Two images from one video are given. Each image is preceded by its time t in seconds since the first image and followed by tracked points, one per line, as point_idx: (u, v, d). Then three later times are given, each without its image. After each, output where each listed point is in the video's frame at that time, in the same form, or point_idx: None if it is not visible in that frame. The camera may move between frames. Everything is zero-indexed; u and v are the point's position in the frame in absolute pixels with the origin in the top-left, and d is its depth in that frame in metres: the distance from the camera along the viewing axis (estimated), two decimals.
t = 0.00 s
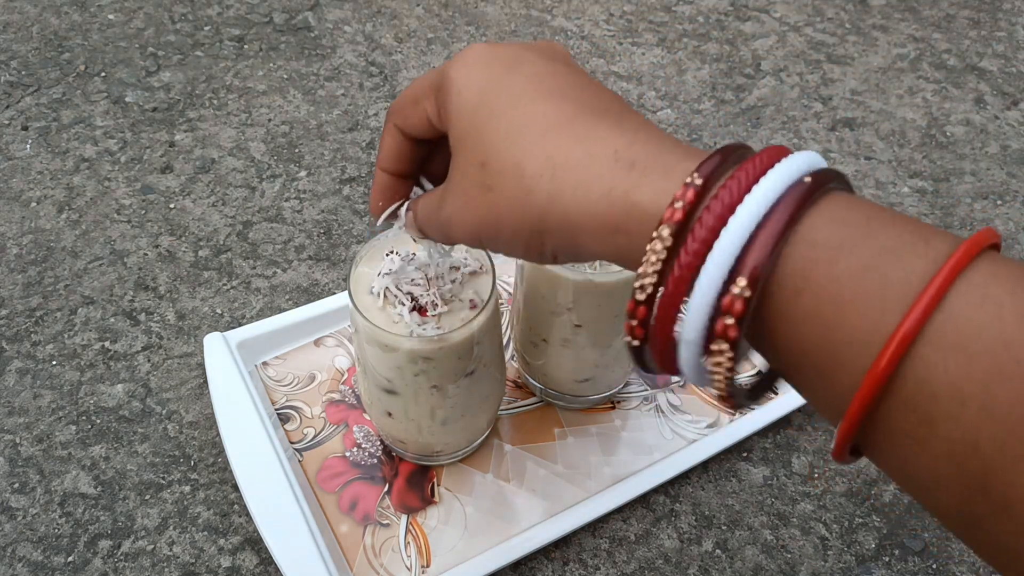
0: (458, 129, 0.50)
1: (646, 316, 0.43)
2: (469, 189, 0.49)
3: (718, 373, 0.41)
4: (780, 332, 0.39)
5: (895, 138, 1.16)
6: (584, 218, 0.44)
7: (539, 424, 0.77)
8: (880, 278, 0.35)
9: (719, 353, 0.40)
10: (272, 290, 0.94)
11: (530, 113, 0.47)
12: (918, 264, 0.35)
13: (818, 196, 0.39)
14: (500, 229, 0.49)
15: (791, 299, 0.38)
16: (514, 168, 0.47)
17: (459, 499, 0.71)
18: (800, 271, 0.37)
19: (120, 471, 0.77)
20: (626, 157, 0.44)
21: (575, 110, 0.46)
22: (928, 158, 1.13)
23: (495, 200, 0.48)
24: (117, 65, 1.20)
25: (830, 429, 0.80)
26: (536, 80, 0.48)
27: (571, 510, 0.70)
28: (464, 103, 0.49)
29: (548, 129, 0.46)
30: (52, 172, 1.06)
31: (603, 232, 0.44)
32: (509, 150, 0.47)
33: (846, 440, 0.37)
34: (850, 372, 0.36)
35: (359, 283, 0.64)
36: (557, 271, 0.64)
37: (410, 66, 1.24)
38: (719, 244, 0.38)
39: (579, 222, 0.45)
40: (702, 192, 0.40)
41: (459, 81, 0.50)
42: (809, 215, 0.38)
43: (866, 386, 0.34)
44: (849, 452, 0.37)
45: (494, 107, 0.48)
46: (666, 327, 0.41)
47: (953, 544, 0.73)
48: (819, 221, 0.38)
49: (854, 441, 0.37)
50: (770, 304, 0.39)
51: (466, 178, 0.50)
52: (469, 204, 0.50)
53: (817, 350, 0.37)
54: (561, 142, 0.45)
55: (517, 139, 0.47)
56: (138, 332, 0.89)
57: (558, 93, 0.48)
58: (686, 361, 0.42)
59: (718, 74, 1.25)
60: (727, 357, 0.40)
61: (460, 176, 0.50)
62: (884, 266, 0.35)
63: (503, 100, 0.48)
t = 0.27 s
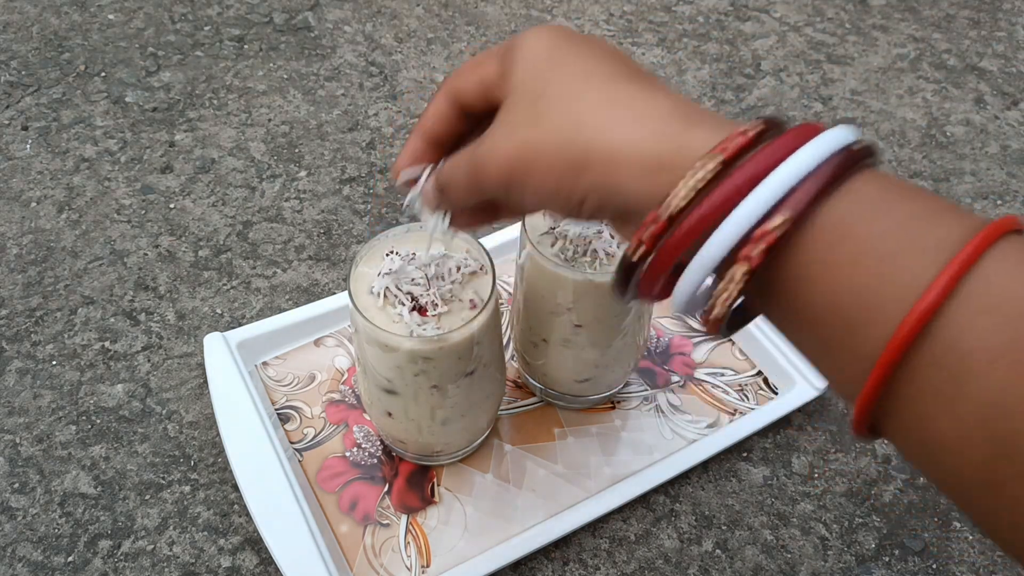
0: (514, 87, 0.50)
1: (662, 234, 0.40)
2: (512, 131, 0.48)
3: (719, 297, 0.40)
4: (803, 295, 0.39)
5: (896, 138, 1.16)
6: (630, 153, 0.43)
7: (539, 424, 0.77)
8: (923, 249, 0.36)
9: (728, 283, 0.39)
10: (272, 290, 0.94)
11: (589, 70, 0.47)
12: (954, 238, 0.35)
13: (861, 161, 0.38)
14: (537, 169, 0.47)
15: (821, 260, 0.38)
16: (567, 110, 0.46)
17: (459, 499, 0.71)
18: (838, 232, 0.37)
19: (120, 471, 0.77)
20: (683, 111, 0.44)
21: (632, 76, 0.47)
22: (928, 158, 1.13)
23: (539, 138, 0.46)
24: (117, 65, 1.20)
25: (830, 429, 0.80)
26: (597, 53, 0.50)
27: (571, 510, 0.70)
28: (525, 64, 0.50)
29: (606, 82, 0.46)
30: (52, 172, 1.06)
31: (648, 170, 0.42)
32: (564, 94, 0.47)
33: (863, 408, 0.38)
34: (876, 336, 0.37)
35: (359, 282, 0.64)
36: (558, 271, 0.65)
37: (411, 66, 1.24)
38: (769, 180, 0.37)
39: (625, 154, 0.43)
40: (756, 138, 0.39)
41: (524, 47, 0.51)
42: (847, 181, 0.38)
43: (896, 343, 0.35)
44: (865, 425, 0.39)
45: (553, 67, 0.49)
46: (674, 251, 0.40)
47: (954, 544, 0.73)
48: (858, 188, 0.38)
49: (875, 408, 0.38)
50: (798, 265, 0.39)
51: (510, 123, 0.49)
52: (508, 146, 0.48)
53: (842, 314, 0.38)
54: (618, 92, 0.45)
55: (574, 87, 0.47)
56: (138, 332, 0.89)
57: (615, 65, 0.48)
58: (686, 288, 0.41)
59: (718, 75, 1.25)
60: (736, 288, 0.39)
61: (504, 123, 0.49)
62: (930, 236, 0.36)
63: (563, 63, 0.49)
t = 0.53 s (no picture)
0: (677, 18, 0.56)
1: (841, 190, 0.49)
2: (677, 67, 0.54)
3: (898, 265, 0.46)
4: (971, 257, 0.43)
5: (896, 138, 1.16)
6: (800, 92, 0.49)
7: (539, 424, 0.77)
8: None
9: (909, 238, 0.44)
10: (272, 290, 0.94)
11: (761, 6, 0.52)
12: None
13: None
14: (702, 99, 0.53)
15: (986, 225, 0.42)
16: (735, 45, 0.52)
17: (459, 499, 0.71)
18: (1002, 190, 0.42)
19: (120, 471, 0.77)
20: (846, 55, 0.49)
21: (800, 14, 0.52)
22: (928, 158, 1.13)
23: (705, 70, 0.53)
24: (117, 65, 1.20)
25: (830, 429, 0.80)
26: None
27: (571, 510, 0.70)
28: None
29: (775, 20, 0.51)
30: (52, 172, 1.06)
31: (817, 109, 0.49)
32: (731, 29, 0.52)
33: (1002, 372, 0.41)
34: None
35: (360, 282, 0.64)
36: (558, 271, 0.65)
37: (410, 66, 1.24)
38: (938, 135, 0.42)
39: (793, 94, 0.49)
40: (932, 87, 0.45)
41: None
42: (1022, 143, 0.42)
43: None
44: (1001, 387, 0.41)
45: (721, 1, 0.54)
46: (864, 208, 0.46)
47: (953, 544, 0.73)
48: None
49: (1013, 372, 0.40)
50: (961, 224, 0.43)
51: (677, 57, 0.55)
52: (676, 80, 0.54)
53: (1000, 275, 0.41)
54: (787, 30, 0.51)
55: (741, 21, 0.52)
56: (138, 332, 0.89)
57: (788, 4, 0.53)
58: (874, 250, 0.47)
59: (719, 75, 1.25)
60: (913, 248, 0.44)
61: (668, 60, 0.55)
62: None
63: None
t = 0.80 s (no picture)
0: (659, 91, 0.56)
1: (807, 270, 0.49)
2: (660, 149, 0.56)
3: (862, 324, 0.47)
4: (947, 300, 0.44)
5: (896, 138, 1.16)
6: (770, 177, 0.50)
7: (539, 424, 0.77)
8: None
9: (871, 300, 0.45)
10: (272, 290, 0.94)
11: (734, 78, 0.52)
12: None
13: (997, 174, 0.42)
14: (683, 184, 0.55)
15: (952, 278, 0.43)
16: (707, 130, 0.52)
17: (459, 499, 0.71)
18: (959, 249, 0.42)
19: (120, 471, 0.77)
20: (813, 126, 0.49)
21: (774, 78, 0.52)
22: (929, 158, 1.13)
23: (683, 156, 0.54)
24: (117, 65, 1.20)
25: (830, 429, 0.80)
26: (740, 53, 0.54)
27: (571, 510, 0.70)
28: (671, 66, 0.55)
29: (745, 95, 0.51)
30: (52, 172, 1.06)
31: (787, 190, 0.50)
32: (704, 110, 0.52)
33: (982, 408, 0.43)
34: (1003, 339, 0.41)
35: (360, 281, 0.64)
36: (558, 271, 0.65)
37: (410, 66, 1.24)
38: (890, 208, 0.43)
39: (764, 178, 0.50)
40: (884, 157, 0.44)
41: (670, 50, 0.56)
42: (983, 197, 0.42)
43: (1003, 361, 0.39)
44: (986, 420, 0.43)
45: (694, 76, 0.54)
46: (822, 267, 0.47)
47: (953, 544, 0.73)
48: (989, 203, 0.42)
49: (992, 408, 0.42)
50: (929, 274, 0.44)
51: (660, 137, 0.56)
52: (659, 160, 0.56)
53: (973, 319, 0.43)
54: (755, 108, 0.51)
55: (716, 100, 0.52)
56: (138, 332, 0.89)
57: (763, 67, 0.53)
58: (839, 310, 0.48)
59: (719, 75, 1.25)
60: (875, 308, 0.45)
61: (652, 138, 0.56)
62: None
63: (705, 67, 0.53)
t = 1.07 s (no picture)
0: (660, 77, 0.56)
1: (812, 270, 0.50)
2: (664, 139, 0.56)
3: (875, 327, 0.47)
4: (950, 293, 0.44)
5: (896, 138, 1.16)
6: (772, 169, 0.50)
7: (539, 424, 0.77)
8: None
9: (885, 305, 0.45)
10: (272, 290, 0.94)
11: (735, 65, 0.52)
12: None
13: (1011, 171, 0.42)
14: (688, 173, 0.55)
15: (965, 275, 0.42)
16: (710, 121, 0.52)
17: (459, 499, 0.71)
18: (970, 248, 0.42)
19: (120, 471, 0.77)
20: (818, 117, 0.49)
21: (776, 65, 0.51)
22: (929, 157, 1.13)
23: (686, 145, 0.54)
24: (117, 65, 1.20)
25: (830, 429, 0.80)
26: (740, 36, 0.53)
27: (571, 510, 0.70)
28: (671, 50, 0.54)
29: (749, 84, 0.51)
30: (52, 172, 1.06)
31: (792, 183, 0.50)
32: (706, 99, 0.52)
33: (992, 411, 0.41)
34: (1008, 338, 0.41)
35: (360, 281, 0.64)
36: (558, 271, 0.65)
37: (410, 66, 1.24)
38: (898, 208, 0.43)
39: (765, 171, 0.51)
40: (892, 154, 0.44)
41: (670, 31, 0.55)
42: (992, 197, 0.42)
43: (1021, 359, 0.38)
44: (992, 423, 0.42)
45: (695, 62, 0.53)
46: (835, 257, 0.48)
47: (953, 544, 0.73)
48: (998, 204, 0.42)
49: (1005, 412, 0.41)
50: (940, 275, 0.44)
51: (661, 125, 0.56)
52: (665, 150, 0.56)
53: (985, 320, 0.42)
54: (758, 98, 0.51)
55: (717, 88, 0.52)
56: (138, 332, 0.89)
57: (765, 53, 0.52)
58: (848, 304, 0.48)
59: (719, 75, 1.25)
60: (889, 313, 0.45)
61: (656, 127, 0.57)
62: None
63: (705, 52, 0.53)
